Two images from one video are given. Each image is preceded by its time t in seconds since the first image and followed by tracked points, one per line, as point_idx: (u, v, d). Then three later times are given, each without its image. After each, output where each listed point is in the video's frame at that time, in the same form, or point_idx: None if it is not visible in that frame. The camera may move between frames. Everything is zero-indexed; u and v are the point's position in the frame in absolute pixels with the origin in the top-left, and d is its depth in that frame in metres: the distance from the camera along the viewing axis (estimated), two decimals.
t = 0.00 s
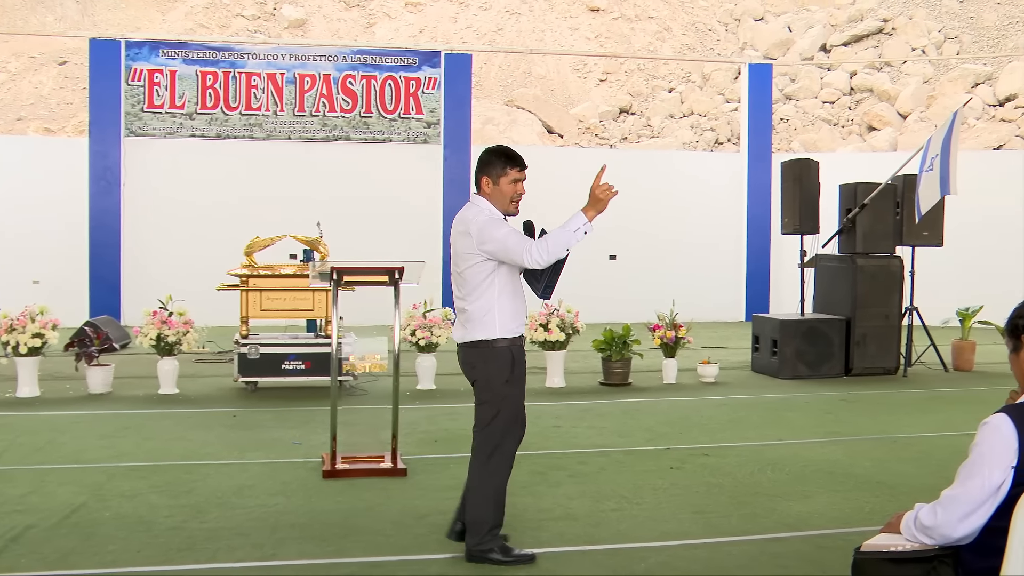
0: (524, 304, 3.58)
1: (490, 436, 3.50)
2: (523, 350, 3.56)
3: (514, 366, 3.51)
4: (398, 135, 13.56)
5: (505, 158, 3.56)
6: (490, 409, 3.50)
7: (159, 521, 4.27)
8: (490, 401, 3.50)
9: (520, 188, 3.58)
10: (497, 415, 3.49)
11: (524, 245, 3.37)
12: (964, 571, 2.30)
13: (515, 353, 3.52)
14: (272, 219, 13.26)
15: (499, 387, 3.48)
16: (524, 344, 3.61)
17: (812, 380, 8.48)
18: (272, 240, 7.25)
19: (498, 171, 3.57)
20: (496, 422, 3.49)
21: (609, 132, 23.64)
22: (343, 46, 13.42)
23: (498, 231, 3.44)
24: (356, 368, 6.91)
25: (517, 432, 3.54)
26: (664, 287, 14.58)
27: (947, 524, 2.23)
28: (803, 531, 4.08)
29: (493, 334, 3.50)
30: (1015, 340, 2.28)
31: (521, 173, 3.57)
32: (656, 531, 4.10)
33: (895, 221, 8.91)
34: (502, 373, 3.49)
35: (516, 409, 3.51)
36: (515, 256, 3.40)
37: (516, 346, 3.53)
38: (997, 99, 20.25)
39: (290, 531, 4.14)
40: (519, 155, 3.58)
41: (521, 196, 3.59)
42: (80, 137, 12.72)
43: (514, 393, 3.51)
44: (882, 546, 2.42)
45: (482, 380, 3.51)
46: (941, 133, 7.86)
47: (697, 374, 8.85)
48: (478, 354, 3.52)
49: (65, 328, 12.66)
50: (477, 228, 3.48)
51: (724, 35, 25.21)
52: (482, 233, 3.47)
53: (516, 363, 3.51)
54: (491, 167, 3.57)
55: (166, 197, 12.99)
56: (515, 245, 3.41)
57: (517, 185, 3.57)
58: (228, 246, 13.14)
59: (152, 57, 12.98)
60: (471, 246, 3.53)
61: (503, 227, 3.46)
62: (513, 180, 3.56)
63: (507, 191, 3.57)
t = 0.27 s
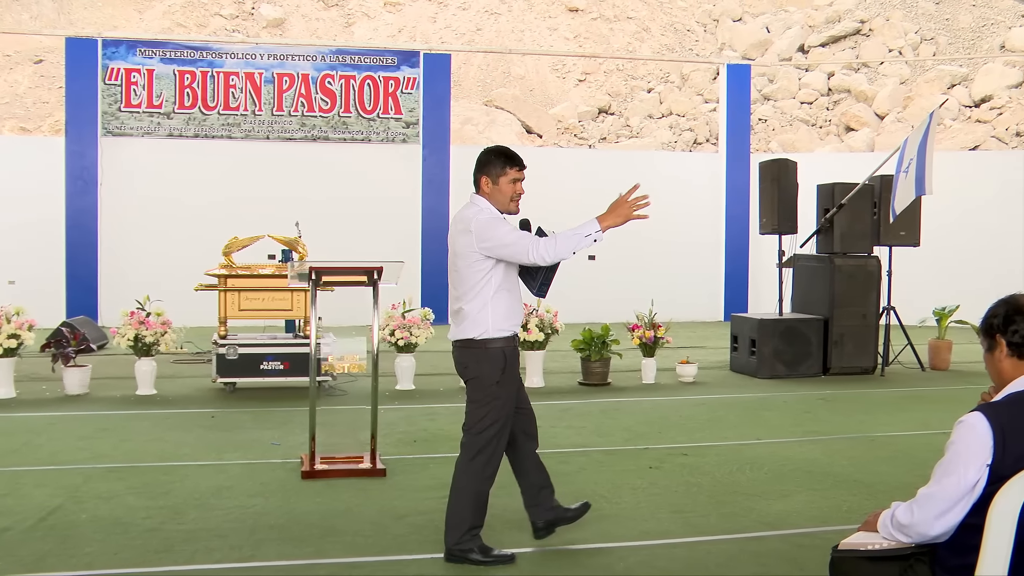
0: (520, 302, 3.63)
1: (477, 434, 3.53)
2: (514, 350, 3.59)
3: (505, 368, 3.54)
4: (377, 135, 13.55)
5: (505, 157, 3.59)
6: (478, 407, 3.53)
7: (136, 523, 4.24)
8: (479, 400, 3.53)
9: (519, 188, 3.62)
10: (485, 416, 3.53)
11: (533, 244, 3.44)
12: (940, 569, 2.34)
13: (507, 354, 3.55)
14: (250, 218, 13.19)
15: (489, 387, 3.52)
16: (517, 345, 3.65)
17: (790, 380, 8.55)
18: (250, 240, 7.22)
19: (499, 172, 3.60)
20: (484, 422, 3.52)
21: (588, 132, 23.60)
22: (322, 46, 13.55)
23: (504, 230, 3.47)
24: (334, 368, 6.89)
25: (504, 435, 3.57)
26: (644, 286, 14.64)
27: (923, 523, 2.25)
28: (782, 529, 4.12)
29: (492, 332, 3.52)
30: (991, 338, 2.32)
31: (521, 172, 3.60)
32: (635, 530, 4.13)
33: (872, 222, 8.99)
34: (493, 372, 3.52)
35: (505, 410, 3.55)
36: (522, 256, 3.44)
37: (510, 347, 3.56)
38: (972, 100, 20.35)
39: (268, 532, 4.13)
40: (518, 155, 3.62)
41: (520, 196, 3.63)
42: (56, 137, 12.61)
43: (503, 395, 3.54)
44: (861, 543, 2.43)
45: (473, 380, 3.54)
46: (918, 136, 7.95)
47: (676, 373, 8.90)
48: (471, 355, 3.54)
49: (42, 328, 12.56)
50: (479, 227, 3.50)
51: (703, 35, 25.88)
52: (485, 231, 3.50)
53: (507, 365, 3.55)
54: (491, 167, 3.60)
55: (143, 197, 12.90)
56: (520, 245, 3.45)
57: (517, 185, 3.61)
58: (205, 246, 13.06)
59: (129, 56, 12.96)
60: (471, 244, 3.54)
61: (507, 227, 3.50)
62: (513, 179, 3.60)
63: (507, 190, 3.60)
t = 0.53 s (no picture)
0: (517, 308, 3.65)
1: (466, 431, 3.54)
2: (510, 353, 3.60)
3: (498, 369, 3.55)
4: (356, 135, 13.49)
5: (505, 159, 3.65)
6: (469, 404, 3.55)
7: (114, 524, 4.22)
8: (470, 397, 3.56)
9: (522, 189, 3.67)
10: (475, 414, 3.54)
11: (522, 250, 3.47)
12: (918, 567, 2.36)
13: (502, 355, 3.57)
14: (229, 218, 13.11)
15: (479, 385, 3.54)
16: (516, 349, 3.65)
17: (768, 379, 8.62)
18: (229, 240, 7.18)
19: (501, 174, 3.65)
20: (472, 420, 3.54)
21: (568, 132, 23.63)
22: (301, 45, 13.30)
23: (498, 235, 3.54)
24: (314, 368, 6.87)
25: (495, 435, 3.57)
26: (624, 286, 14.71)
27: (900, 521, 2.30)
28: (761, 529, 4.16)
29: (486, 335, 3.56)
30: (968, 338, 2.36)
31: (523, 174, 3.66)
32: (614, 529, 4.16)
33: (850, 221, 9.07)
34: (485, 371, 3.54)
35: (495, 410, 3.55)
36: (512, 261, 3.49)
37: (505, 348, 3.58)
38: (950, 101, 20.68)
39: (247, 533, 4.12)
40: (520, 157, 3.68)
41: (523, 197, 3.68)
42: (33, 136, 12.48)
43: (495, 395, 3.55)
44: (838, 542, 2.48)
45: (466, 379, 3.58)
46: (897, 136, 8.02)
47: (655, 373, 8.95)
48: (466, 355, 3.58)
49: (18, 329, 12.43)
50: (476, 228, 3.58)
51: (683, 36, 25.96)
52: (481, 234, 3.57)
53: (500, 365, 3.56)
54: (493, 169, 3.65)
55: (121, 196, 12.81)
56: (513, 247, 3.50)
57: (520, 187, 3.66)
58: (184, 245, 12.99)
59: (106, 55, 12.80)
60: (468, 246, 3.62)
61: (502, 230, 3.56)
62: (514, 180, 3.65)
63: (508, 190, 3.66)
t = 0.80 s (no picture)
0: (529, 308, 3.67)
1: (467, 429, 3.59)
2: (518, 352, 3.61)
3: (503, 367, 3.58)
4: (338, 135, 13.46)
5: (521, 160, 3.68)
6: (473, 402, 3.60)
7: (95, 525, 4.21)
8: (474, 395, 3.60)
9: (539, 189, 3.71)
10: (477, 412, 3.58)
11: (521, 256, 3.48)
12: (897, 565, 2.40)
13: (509, 354, 3.59)
14: (210, 218, 13.06)
15: (483, 383, 3.58)
16: (526, 349, 3.65)
17: (749, 379, 8.68)
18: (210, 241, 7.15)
19: (517, 176, 3.68)
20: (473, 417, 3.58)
21: (550, 132, 23.61)
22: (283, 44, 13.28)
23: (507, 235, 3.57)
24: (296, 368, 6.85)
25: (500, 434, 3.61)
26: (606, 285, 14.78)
27: (880, 520, 2.32)
28: (743, 528, 4.19)
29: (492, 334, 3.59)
30: (947, 337, 2.38)
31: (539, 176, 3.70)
32: (597, 529, 4.18)
33: (832, 221, 9.16)
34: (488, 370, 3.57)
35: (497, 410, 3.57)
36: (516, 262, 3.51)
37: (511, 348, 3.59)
38: (931, 102, 20.92)
39: (229, 534, 4.12)
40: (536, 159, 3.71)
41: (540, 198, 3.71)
42: (12, 135, 12.37)
43: (500, 393, 3.58)
44: (820, 541, 2.51)
45: (472, 376, 3.62)
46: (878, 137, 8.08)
47: (638, 373, 8.98)
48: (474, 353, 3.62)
49: None
50: (487, 227, 3.63)
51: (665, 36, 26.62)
52: (490, 233, 3.61)
53: (504, 364, 3.58)
54: (509, 171, 3.68)
55: (101, 196, 12.73)
56: (520, 248, 3.53)
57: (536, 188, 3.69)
58: (165, 245, 12.93)
59: (87, 54, 12.70)
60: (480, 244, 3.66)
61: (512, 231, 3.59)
62: (531, 181, 3.69)
63: (526, 191, 3.68)
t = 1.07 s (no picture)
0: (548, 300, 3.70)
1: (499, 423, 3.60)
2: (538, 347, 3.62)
3: (530, 360, 3.59)
4: (322, 135, 13.40)
5: (530, 156, 3.73)
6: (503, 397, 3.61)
7: (77, 527, 4.19)
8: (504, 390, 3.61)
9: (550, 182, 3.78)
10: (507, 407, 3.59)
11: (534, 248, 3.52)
12: (880, 563, 2.43)
13: (528, 349, 3.60)
14: (194, 218, 13.00)
15: (513, 378, 3.58)
16: (545, 345, 3.67)
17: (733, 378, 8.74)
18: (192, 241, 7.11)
19: (527, 170, 3.73)
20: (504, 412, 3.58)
21: (534, 132, 23.67)
22: (266, 44, 13.17)
23: (519, 228, 3.63)
24: (280, 368, 6.83)
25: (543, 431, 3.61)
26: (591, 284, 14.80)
27: (864, 520, 2.35)
28: (727, 527, 4.22)
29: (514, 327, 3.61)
30: (930, 336, 2.40)
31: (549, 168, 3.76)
32: (581, 528, 4.20)
33: (816, 221, 9.22)
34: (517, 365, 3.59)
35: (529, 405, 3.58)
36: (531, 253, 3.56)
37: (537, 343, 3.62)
38: (913, 102, 21.40)
39: (213, 535, 4.11)
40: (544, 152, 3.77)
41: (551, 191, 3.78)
42: None
43: (534, 388, 3.59)
44: (805, 539, 2.53)
45: (504, 372, 3.61)
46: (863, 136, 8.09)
47: (622, 373, 9.01)
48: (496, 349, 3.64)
49: None
50: (500, 224, 3.68)
51: (649, 37, 26.58)
52: (504, 230, 3.66)
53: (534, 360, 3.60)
54: (521, 166, 3.73)
55: (83, 195, 12.65)
56: (533, 241, 3.58)
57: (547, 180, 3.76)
58: (148, 244, 12.87)
59: (69, 53, 12.57)
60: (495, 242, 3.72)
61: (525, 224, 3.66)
62: (542, 174, 3.74)
63: (538, 185, 3.74)
